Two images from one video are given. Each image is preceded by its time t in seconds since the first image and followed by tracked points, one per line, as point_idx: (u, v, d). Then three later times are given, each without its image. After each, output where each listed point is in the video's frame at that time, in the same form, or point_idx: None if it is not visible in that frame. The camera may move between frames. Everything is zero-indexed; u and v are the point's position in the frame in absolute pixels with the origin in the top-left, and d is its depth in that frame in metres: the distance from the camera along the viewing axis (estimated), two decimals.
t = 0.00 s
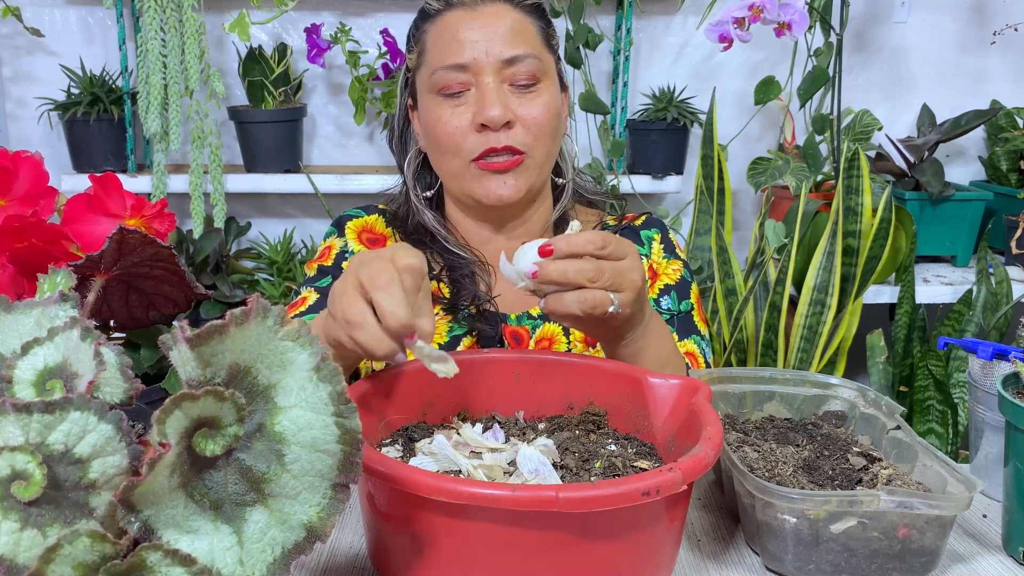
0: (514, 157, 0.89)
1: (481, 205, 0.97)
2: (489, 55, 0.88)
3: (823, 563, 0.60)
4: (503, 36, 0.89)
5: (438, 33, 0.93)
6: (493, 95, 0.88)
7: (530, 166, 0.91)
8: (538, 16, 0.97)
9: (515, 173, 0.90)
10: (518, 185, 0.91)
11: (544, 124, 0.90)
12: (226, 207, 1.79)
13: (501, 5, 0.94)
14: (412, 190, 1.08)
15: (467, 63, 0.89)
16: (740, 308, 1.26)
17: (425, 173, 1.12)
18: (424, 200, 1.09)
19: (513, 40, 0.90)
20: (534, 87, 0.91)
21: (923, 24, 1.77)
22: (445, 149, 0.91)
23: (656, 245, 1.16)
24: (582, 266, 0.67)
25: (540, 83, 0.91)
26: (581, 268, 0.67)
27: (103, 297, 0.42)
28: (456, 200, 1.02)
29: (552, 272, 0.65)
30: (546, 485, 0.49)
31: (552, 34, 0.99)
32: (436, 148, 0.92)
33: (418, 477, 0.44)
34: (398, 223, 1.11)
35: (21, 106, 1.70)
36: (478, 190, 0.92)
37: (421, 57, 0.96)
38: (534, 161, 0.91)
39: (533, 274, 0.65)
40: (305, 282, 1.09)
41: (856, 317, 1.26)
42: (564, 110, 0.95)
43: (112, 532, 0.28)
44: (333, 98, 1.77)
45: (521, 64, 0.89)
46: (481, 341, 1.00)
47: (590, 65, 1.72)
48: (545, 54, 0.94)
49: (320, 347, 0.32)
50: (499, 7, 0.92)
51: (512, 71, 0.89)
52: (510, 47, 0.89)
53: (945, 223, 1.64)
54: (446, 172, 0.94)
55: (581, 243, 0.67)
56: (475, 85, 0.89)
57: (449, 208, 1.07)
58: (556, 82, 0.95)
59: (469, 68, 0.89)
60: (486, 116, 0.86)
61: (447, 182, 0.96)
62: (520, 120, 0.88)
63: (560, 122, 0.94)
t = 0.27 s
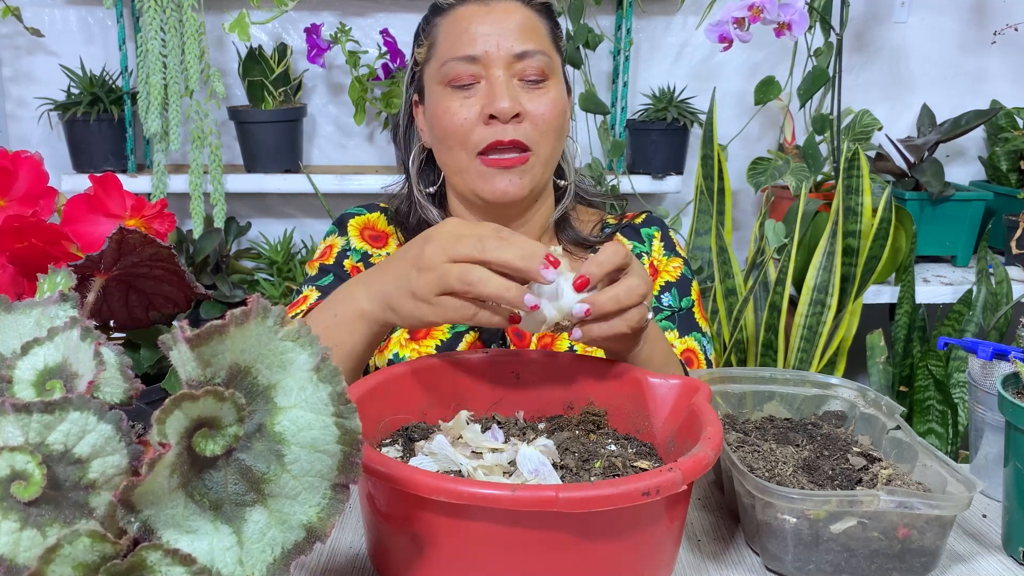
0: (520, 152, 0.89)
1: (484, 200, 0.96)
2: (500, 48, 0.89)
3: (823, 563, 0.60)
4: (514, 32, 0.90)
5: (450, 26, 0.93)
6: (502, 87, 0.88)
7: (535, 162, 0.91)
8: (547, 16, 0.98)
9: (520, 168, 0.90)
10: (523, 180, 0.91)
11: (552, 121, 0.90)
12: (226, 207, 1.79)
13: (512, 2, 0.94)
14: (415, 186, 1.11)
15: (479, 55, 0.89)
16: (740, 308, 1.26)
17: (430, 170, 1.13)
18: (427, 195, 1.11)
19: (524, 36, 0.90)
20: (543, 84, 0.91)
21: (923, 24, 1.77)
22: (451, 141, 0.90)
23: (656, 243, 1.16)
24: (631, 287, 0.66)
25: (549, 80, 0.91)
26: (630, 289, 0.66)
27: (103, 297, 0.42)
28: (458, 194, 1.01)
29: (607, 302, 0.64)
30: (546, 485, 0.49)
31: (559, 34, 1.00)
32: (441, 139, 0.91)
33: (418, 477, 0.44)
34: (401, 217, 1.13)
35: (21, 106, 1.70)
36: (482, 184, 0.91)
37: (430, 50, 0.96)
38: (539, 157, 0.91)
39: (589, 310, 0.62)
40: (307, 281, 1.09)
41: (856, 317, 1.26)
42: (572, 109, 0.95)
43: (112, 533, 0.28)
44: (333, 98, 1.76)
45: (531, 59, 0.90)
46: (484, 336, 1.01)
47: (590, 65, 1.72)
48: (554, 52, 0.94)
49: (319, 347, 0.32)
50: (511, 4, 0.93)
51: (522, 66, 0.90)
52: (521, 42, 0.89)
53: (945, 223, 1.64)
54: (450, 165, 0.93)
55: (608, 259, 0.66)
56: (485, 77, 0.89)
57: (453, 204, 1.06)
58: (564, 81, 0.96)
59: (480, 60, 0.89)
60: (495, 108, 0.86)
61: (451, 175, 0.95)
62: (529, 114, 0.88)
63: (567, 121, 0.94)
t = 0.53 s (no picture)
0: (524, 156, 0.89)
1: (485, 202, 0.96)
2: (506, 51, 0.89)
3: (823, 562, 0.59)
4: (520, 35, 0.89)
5: (457, 27, 0.93)
6: (507, 91, 0.88)
7: (537, 166, 0.91)
8: (554, 18, 0.98)
9: (521, 172, 0.90)
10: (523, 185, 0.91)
11: (555, 125, 0.90)
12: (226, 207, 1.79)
13: (520, 5, 0.94)
14: (419, 183, 1.10)
15: (484, 58, 0.89)
16: (740, 308, 1.26)
17: (434, 167, 1.12)
18: (431, 193, 1.11)
19: (530, 39, 0.90)
20: (548, 87, 0.91)
21: (923, 24, 1.77)
22: (454, 142, 0.90)
23: (659, 240, 1.18)
24: (603, 301, 0.67)
25: (554, 84, 0.91)
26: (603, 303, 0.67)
27: (102, 297, 0.42)
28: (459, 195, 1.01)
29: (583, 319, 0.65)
30: (546, 485, 0.49)
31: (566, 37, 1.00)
32: (444, 140, 0.91)
33: (418, 477, 0.44)
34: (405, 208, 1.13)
35: (21, 106, 1.70)
36: (483, 187, 0.91)
37: (436, 49, 0.95)
38: (542, 161, 0.91)
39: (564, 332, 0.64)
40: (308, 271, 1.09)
41: (856, 317, 1.26)
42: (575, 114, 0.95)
43: (112, 533, 0.28)
44: (333, 98, 1.76)
45: (536, 63, 0.90)
46: (485, 330, 1.00)
47: (590, 65, 1.72)
48: (560, 56, 0.94)
49: (320, 347, 0.32)
50: (518, 6, 0.93)
51: (527, 69, 0.90)
52: (527, 45, 0.89)
53: (945, 223, 1.64)
54: (453, 166, 0.93)
55: (586, 277, 0.68)
56: (490, 80, 0.89)
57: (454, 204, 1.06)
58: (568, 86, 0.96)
59: (485, 63, 0.89)
60: (499, 111, 0.86)
61: (453, 176, 0.95)
62: (532, 118, 0.88)
63: (570, 125, 0.94)
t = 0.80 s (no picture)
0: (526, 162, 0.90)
1: (486, 206, 0.96)
2: (509, 58, 0.88)
3: (823, 562, 0.60)
4: (522, 40, 0.89)
5: (459, 32, 0.93)
6: (509, 98, 0.88)
7: (539, 172, 0.91)
8: (558, 22, 0.98)
9: (523, 177, 0.90)
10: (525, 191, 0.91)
11: (557, 132, 0.90)
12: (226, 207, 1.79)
13: (523, 8, 0.94)
14: (420, 184, 1.10)
15: (486, 64, 0.89)
16: (740, 308, 1.26)
17: (434, 167, 1.13)
18: (432, 193, 1.11)
19: (533, 45, 0.90)
20: (550, 94, 0.91)
21: (923, 24, 1.77)
22: (455, 147, 0.90)
23: (660, 242, 1.18)
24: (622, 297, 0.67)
25: (556, 90, 0.91)
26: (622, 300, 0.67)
27: (102, 296, 0.42)
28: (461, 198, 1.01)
29: (606, 317, 0.65)
30: (546, 485, 0.49)
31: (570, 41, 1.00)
32: (445, 144, 0.92)
33: (418, 477, 0.44)
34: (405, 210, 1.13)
35: (21, 106, 1.70)
36: (485, 192, 0.92)
37: (439, 53, 0.95)
38: (544, 168, 0.91)
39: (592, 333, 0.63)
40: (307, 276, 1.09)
41: (856, 317, 1.26)
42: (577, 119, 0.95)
43: (112, 532, 0.28)
44: (333, 98, 1.77)
45: (539, 70, 0.89)
46: (485, 334, 1.01)
47: (590, 65, 1.72)
48: (563, 62, 0.94)
49: (320, 347, 0.32)
50: (521, 10, 0.93)
51: (530, 76, 0.89)
52: (530, 52, 0.89)
53: (945, 223, 1.64)
54: (454, 171, 0.93)
55: (601, 278, 0.69)
56: (492, 86, 0.89)
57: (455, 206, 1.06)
58: (571, 91, 0.95)
59: (487, 69, 0.89)
60: (501, 119, 0.86)
61: (454, 180, 0.95)
62: (534, 126, 0.88)
63: (572, 131, 0.94)
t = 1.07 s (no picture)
0: (527, 160, 0.89)
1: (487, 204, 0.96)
2: (510, 55, 0.89)
3: (823, 562, 0.60)
4: (523, 38, 0.89)
5: (460, 30, 0.93)
6: (510, 95, 0.88)
7: (540, 170, 0.91)
8: (559, 20, 0.98)
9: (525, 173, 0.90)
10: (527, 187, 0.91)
11: (558, 129, 0.90)
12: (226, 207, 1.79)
13: (524, 6, 0.94)
14: (421, 185, 1.10)
15: (487, 62, 0.89)
16: (740, 308, 1.26)
17: (436, 168, 1.12)
18: (433, 194, 1.10)
19: (534, 42, 0.90)
20: (551, 92, 0.91)
21: (923, 24, 1.77)
22: (456, 145, 0.91)
23: (662, 244, 1.18)
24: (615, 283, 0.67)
25: (557, 88, 0.91)
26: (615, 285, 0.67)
27: (103, 296, 0.42)
28: (462, 197, 1.01)
29: (598, 298, 0.64)
30: (546, 485, 0.49)
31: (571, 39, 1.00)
32: (446, 143, 0.92)
33: (418, 477, 0.44)
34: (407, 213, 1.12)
35: (21, 106, 1.70)
36: (486, 190, 0.92)
37: (440, 52, 0.96)
38: (545, 165, 0.91)
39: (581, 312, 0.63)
40: (309, 274, 1.09)
41: (856, 317, 1.26)
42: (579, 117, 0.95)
43: (112, 532, 0.28)
44: (333, 98, 1.77)
45: (539, 67, 0.89)
46: (487, 336, 1.00)
47: (590, 65, 1.72)
48: (565, 60, 0.94)
49: (320, 347, 0.32)
50: (522, 8, 0.93)
51: (530, 74, 0.89)
52: (531, 49, 0.89)
53: (946, 223, 1.64)
54: (456, 170, 0.93)
55: (596, 262, 0.68)
56: (492, 84, 0.89)
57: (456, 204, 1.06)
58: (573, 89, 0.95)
59: (488, 67, 0.89)
60: (501, 117, 0.86)
61: (456, 179, 0.95)
62: (535, 123, 0.88)
63: (574, 129, 0.94)
